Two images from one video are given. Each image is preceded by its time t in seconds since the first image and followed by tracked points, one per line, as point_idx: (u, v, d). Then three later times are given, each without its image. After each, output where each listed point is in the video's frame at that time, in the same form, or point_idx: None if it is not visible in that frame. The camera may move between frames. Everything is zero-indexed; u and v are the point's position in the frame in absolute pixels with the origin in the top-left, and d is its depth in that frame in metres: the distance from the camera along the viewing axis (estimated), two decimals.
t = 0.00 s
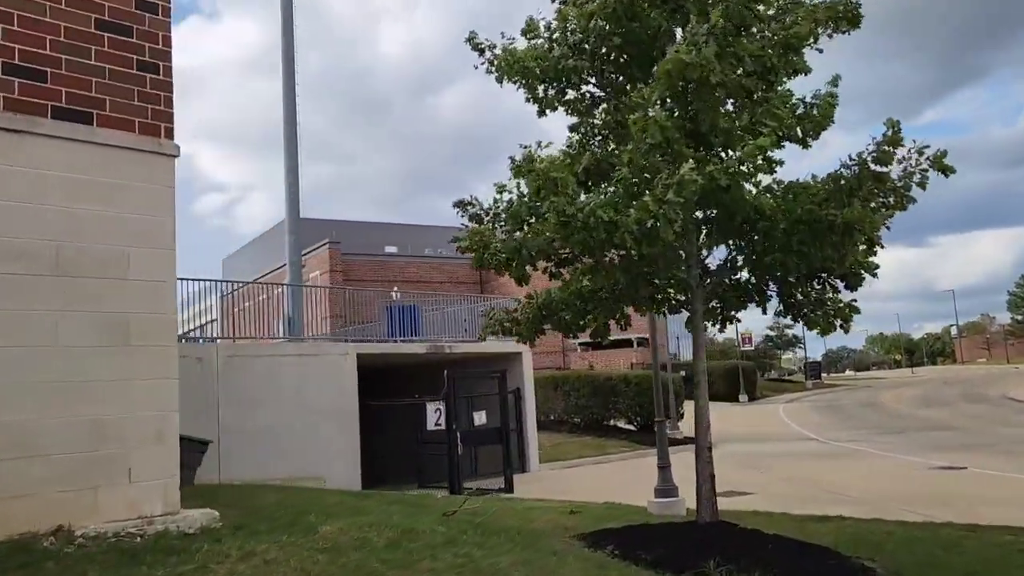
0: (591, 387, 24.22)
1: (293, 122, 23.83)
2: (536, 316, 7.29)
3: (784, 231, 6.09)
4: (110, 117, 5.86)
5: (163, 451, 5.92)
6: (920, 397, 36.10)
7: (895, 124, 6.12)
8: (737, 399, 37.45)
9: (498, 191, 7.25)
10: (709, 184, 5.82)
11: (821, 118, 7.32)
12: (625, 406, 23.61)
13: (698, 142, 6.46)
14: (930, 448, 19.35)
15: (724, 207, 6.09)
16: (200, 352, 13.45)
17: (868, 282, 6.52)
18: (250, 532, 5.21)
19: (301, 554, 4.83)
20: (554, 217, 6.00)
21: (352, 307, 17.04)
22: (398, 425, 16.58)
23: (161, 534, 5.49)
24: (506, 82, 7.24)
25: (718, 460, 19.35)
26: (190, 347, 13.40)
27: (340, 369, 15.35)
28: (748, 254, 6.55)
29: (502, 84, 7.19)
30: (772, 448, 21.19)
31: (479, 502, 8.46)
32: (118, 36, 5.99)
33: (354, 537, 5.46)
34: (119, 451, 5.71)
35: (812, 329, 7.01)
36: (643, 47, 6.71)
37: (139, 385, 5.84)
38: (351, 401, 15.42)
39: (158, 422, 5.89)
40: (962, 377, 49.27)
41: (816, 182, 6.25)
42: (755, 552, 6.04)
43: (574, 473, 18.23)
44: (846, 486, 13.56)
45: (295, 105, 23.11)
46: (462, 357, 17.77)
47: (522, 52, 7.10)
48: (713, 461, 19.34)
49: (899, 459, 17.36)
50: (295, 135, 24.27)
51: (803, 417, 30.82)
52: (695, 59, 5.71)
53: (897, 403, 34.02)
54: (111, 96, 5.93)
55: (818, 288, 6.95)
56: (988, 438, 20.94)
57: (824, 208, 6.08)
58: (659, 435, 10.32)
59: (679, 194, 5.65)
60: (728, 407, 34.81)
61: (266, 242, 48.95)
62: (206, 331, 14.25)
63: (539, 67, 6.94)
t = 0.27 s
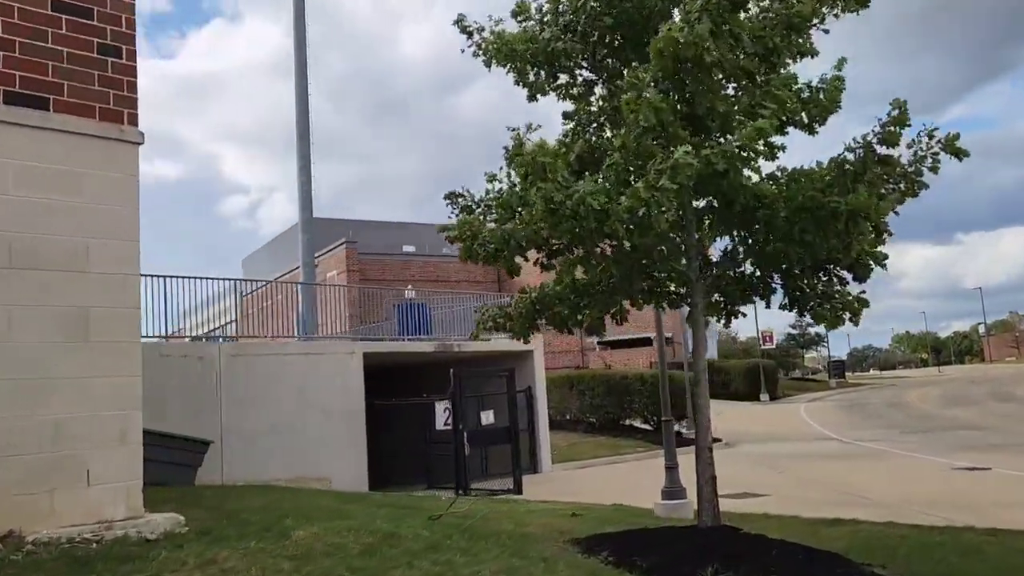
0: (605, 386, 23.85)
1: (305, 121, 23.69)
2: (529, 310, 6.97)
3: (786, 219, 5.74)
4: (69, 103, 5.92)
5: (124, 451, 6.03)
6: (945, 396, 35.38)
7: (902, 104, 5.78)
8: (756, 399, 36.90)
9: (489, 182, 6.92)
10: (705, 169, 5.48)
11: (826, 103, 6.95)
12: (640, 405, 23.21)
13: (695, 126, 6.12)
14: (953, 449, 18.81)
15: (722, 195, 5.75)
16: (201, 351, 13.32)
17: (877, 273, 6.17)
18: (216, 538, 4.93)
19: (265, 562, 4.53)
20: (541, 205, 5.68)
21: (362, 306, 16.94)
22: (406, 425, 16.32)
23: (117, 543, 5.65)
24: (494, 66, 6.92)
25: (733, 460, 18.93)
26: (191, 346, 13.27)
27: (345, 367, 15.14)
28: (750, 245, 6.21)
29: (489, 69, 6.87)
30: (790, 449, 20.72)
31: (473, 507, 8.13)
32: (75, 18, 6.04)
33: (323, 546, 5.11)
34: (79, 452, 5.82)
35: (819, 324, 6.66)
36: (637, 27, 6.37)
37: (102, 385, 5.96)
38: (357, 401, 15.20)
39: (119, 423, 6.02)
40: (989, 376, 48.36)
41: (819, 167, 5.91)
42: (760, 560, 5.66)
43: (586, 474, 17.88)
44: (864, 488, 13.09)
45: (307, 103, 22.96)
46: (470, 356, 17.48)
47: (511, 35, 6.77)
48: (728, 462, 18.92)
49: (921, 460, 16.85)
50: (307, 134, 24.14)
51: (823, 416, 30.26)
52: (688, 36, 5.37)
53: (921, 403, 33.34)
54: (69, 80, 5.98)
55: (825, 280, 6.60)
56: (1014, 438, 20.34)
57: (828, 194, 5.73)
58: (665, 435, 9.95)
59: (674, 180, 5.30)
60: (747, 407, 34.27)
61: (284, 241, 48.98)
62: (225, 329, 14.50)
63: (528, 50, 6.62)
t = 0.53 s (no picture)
0: (611, 381, 23.49)
1: (307, 115, 23.44)
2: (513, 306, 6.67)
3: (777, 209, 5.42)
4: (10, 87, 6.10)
5: (76, 458, 6.04)
6: (959, 391, 34.83)
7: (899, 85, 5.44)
8: (766, 393, 36.44)
9: (470, 172, 6.64)
10: (689, 155, 5.17)
11: (823, 87, 6.61)
12: (645, 401, 22.85)
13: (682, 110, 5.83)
14: (965, 445, 18.39)
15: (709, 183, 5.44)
16: (194, 349, 13.07)
17: (875, 265, 5.84)
18: (167, 551, 4.67)
19: None
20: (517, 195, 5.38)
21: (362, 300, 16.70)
22: (405, 423, 16.06)
23: (59, 557, 5.66)
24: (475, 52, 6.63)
25: (739, 457, 18.58)
26: (183, 343, 13.03)
27: (341, 366, 14.91)
28: (742, 237, 5.90)
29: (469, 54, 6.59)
30: (798, 445, 20.33)
31: (460, 511, 7.84)
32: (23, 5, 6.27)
33: (285, 559, 4.83)
34: (26, 458, 5.85)
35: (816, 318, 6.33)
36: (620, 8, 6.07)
37: (48, 384, 6.00)
38: (354, 398, 14.96)
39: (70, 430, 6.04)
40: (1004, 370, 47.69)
41: (812, 154, 5.59)
42: (750, 569, 5.37)
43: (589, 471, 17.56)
44: (872, 487, 12.73)
45: (308, 97, 22.69)
46: (471, 352, 17.20)
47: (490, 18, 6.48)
48: (734, 458, 18.56)
49: (932, 457, 16.44)
50: (310, 129, 23.89)
51: (834, 412, 29.81)
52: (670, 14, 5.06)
53: (934, 397, 32.81)
54: (15, 64, 6.19)
55: (821, 273, 6.28)
56: None
57: (821, 181, 5.41)
58: (663, 434, 9.61)
59: (656, 165, 5.00)
60: (757, 402, 33.82)
61: (290, 236, 48.79)
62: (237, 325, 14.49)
63: (507, 33, 6.32)
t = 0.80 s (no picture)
0: (601, 375, 23.26)
1: (295, 107, 23.18)
2: (475, 294, 6.41)
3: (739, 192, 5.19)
4: None
5: None
6: (956, 384, 34.58)
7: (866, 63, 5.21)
8: (761, 387, 36.21)
9: (428, 157, 6.39)
10: (645, 135, 4.93)
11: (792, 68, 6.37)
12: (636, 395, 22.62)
13: (641, 90, 5.60)
14: (956, 439, 18.19)
15: (668, 164, 5.21)
16: (169, 343, 12.86)
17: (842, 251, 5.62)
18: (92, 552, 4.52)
19: None
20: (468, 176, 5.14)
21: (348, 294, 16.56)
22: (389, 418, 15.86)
23: None
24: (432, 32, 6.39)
25: (728, 451, 18.37)
26: (158, 338, 12.83)
27: (323, 360, 14.67)
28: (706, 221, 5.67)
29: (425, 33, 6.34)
30: (788, 439, 20.11)
31: (425, 509, 7.62)
32: None
33: (218, 562, 4.61)
34: None
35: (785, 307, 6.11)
36: None
37: None
38: (335, 393, 14.74)
39: None
40: (1003, 363, 47.44)
41: (776, 136, 5.36)
42: (714, 566, 5.14)
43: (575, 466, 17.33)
44: (857, 482, 12.52)
45: (296, 89, 22.44)
46: (456, 346, 16.98)
47: None
48: (723, 453, 18.36)
49: (921, 451, 16.23)
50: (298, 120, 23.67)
51: (829, 406, 29.56)
52: None
53: (930, 391, 32.59)
54: None
55: (790, 260, 6.05)
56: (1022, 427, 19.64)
57: (785, 163, 5.17)
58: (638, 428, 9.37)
59: (608, 146, 4.76)
60: (753, 396, 33.57)
61: (285, 230, 48.55)
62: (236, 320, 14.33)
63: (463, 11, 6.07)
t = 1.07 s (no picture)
0: (582, 364, 23.09)
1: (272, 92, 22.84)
2: (422, 281, 6.17)
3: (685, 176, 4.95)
4: None
5: None
6: (940, 371, 34.55)
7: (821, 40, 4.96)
8: (746, 375, 36.11)
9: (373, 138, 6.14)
10: (582, 115, 4.68)
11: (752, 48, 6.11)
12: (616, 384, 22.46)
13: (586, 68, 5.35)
14: (934, 427, 18.09)
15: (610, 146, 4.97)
16: (131, 332, 12.58)
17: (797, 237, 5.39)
18: None
19: None
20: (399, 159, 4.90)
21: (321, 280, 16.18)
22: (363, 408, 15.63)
23: None
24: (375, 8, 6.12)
25: (706, 441, 18.25)
26: (120, 327, 12.56)
27: (293, 350, 14.41)
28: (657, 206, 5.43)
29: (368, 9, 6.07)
30: (767, 428, 19.99)
31: (378, 504, 7.41)
32: None
33: (131, 569, 4.40)
34: None
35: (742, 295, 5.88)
36: None
37: None
38: (306, 382, 14.48)
39: None
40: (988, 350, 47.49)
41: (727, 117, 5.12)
42: (662, 565, 4.92)
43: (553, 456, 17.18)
44: (829, 472, 12.39)
45: (273, 74, 22.09)
46: (432, 335, 16.73)
47: None
48: (700, 442, 18.24)
49: (898, 440, 16.12)
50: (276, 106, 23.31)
51: (812, 393, 29.51)
52: None
53: (914, 378, 32.54)
54: None
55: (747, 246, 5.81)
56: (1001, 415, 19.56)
57: (732, 146, 4.94)
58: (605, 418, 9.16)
59: (543, 126, 4.51)
60: (737, 384, 33.47)
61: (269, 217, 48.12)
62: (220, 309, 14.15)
63: None
